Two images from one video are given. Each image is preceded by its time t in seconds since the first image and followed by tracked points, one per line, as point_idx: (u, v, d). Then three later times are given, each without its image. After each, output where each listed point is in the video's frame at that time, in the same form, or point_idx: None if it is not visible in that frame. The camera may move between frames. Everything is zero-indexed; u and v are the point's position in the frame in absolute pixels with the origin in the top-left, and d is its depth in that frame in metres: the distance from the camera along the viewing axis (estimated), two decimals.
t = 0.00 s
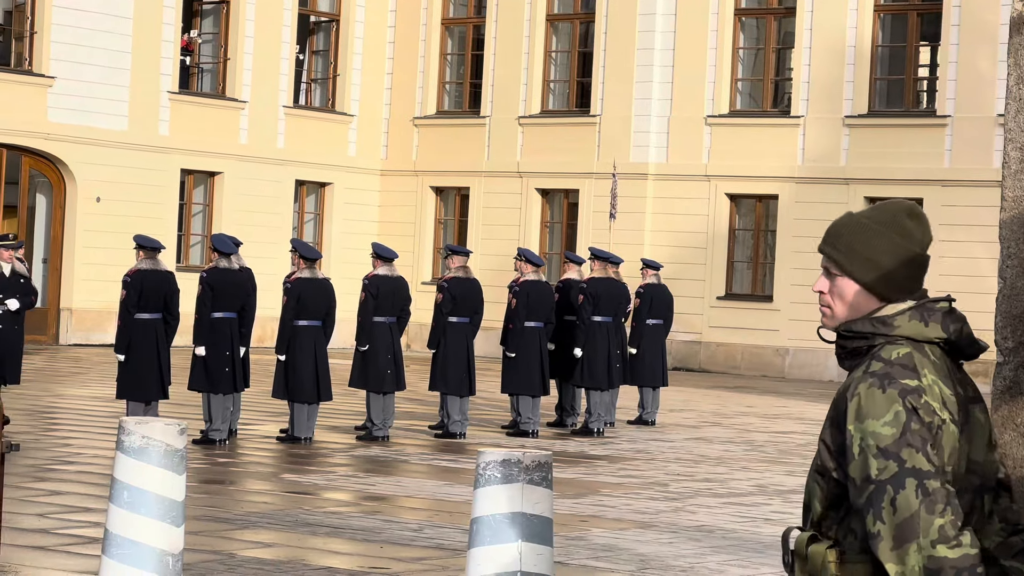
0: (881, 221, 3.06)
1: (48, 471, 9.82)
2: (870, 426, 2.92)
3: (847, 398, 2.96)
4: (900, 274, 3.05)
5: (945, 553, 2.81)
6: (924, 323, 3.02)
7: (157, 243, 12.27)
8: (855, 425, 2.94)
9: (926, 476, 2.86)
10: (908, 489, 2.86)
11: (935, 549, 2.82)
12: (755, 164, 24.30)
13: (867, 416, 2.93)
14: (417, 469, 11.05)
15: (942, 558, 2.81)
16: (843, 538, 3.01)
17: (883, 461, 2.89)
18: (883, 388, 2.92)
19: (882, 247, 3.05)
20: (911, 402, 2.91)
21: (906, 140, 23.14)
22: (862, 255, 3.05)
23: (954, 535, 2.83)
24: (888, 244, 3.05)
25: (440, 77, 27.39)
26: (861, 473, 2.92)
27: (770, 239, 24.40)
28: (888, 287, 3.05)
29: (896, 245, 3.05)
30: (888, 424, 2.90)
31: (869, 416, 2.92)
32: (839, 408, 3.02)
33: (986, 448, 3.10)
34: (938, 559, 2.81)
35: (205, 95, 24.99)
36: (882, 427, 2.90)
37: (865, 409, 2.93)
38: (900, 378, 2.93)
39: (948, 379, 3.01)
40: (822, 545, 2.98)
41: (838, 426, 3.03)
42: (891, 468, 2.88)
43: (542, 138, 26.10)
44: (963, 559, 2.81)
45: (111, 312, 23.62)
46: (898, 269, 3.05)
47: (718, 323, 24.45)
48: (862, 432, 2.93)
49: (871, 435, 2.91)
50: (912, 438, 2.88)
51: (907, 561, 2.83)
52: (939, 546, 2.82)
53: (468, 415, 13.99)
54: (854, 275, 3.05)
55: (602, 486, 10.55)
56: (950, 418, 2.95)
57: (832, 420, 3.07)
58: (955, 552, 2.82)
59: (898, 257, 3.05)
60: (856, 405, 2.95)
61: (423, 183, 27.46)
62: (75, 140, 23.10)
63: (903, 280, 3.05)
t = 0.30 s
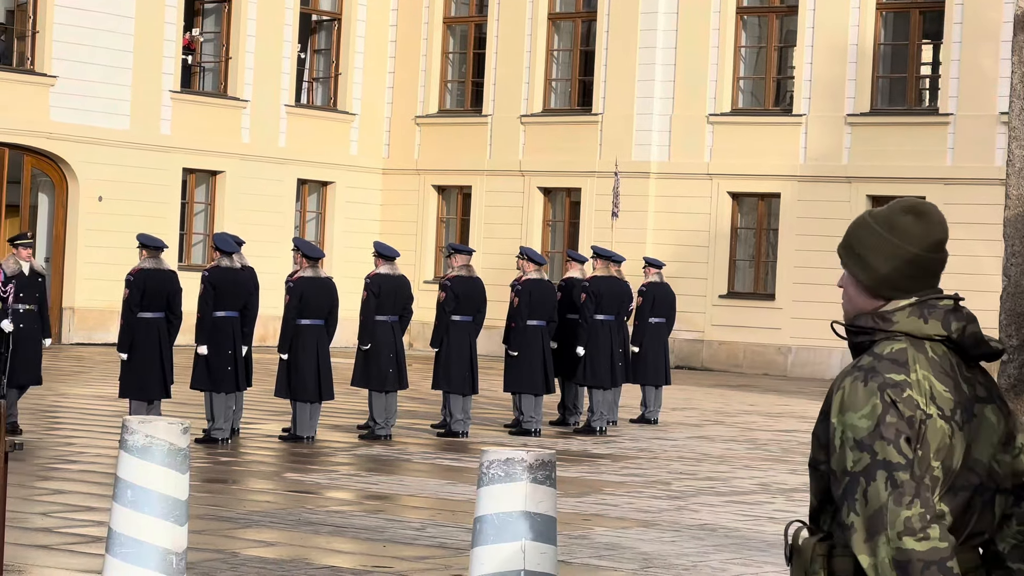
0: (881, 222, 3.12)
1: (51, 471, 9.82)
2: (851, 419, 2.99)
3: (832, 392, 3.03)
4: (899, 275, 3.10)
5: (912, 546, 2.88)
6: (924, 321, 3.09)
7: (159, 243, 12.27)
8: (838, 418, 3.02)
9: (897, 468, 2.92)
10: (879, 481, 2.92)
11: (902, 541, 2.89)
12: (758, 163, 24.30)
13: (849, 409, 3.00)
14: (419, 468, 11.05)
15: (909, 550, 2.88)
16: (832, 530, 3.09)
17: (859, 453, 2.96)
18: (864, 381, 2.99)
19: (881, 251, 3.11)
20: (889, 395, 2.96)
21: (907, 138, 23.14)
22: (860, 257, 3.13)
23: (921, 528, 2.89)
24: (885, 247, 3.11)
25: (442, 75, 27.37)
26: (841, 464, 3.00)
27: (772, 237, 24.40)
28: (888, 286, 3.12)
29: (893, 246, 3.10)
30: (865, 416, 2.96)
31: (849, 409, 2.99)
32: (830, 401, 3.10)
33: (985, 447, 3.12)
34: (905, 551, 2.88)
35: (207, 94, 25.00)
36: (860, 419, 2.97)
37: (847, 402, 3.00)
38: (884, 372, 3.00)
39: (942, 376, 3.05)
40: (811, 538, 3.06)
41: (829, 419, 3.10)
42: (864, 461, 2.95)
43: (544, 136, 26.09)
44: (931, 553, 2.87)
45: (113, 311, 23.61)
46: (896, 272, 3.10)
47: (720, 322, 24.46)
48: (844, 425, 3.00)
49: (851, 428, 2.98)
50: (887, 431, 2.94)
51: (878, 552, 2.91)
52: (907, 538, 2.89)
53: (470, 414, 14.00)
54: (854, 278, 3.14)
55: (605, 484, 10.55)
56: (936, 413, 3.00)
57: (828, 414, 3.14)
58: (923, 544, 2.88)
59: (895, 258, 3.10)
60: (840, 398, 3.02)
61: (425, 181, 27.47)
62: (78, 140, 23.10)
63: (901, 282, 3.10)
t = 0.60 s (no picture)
0: (882, 221, 3.13)
1: (52, 470, 9.82)
2: (850, 412, 2.98)
3: (833, 386, 3.03)
4: (899, 273, 3.10)
5: (910, 537, 2.87)
6: (927, 317, 3.08)
7: (161, 243, 12.28)
8: (838, 412, 3.01)
9: (896, 459, 2.91)
10: (878, 473, 2.92)
11: (901, 533, 2.88)
12: (760, 161, 24.28)
13: (849, 403, 2.99)
14: (419, 467, 11.05)
15: (908, 542, 2.87)
16: (834, 524, 3.09)
17: (859, 446, 2.96)
18: (865, 374, 2.98)
19: (885, 250, 3.11)
20: (890, 387, 2.96)
21: (908, 137, 23.14)
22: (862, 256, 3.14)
23: (920, 520, 2.88)
24: (884, 245, 3.12)
25: (442, 75, 27.34)
26: (842, 457, 2.99)
27: (774, 236, 24.40)
28: (889, 284, 3.11)
29: (892, 244, 3.10)
30: (865, 409, 2.96)
31: (850, 403, 2.98)
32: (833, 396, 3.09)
33: (993, 444, 3.10)
34: (904, 542, 2.87)
35: (208, 94, 25.01)
36: (859, 412, 2.97)
37: (848, 396, 2.99)
38: (885, 365, 2.99)
39: (945, 370, 3.04)
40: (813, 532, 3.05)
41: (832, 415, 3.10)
42: (864, 453, 2.95)
43: (545, 135, 26.08)
44: (931, 544, 2.86)
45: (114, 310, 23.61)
46: (896, 269, 3.10)
47: (721, 321, 24.46)
48: (844, 418, 3.00)
49: (851, 420, 2.98)
50: (886, 422, 2.93)
51: (878, 545, 2.91)
52: (905, 529, 2.88)
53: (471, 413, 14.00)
54: (859, 276, 3.15)
55: (606, 483, 10.54)
56: (937, 407, 2.99)
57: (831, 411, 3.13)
58: (921, 536, 2.87)
59: (894, 255, 3.10)
60: (841, 392, 3.01)
61: (426, 180, 27.46)
62: (79, 140, 23.12)
63: (901, 279, 3.09)
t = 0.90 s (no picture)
0: (910, 220, 3.08)
1: (54, 470, 9.83)
2: (857, 420, 2.95)
3: (843, 390, 2.99)
4: (924, 275, 3.07)
5: (904, 552, 2.85)
6: (945, 323, 3.04)
7: (164, 242, 12.32)
8: (846, 418, 2.98)
9: (897, 473, 2.88)
10: (879, 485, 2.89)
11: (895, 547, 2.86)
12: (762, 161, 24.28)
13: (857, 409, 2.96)
14: (422, 467, 11.05)
15: (902, 556, 2.85)
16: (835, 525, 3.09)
17: (861, 455, 2.93)
18: (875, 382, 2.94)
19: (912, 251, 3.07)
20: (898, 398, 2.92)
21: (910, 137, 23.13)
22: (888, 251, 3.10)
23: (916, 535, 2.86)
24: (910, 244, 3.07)
25: (444, 75, 27.35)
26: (845, 464, 2.97)
27: (776, 236, 24.38)
28: (911, 285, 3.08)
29: (920, 244, 3.07)
30: (871, 418, 2.93)
31: (857, 410, 2.95)
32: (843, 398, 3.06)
33: (1000, 454, 3.06)
34: (898, 556, 2.86)
35: (211, 95, 25.02)
36: (866, 421, 2.93)
37: (856, 402, 2.96)
38: (895, 374, 2.95)
39: (957, 380, 3.00)
40: (814, 533, 3.06)
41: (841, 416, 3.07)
42: (866, 463, 2.92)
43: (547, 135, 26.08)
44: (926, 560, 2.84)
45: (117, 311, 23.60)
46: (921, 271, 3.07)
47: (723, 321, 24.46)
48: (851, 425, 2.96)
49: (857, 428, 2.94)
50: (891, 434, 2.90)
51: (873, 555, 2.89)
52: (901, 544, 2.86)
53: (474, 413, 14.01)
54: (882, 274, 3.11)
55: (608, 483, 10.55)
56: (945, 419, 2.95)
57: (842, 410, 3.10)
58: (916, 552, 2.85)
59: (920, 257, 3.07)
60: (851, 398, 2.97)
61: (429, 181, 27.46)
62: (82, 140, 23.13)
63: (925, 281, 3.06)
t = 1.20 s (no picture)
0: (925, 223, 2.74)
1: (56, 471, 9.85)
2: (887, 437, 2.61)
3: (866, 405, 2.66)
4: (941, 283, 2.74)
5: None
6: (962, 331, 2.74)
7: (166, 243, 12.35)
8: (870, 435, 2.65)
9: (937, 493, 2.56)
10: (918, 506, 2.57)
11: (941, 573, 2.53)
12: (763, 161, 24.28)
13: (884, 426, 2.62)
14: (424, 468, 11.06)
15: None
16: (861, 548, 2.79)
17: (895, 475, 2.59)
18: (902, 397, 2.62)
19: (929, 257, 2.73)
20: (930, 413, 2.60)
21: (912, 137, 23.12)
22: (901, 258, 2.76)
23: (962, 557, 2.53)
24: (927, 252, 2.74)
25: (447, 75, 27.35)
26: (876, 484, 2.64)
27: (778, 236, 24.39)
28: (926, 293, 2.75)
29: (937, 251, 2.73)
30: (903, 436, 2.59)
31: (886, 426, 2.62)
32: (863, 412, 2.73)
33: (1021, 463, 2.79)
34: None
35: (213, 94, 25.03)
36: (896, 439, 2.60)
37: (883, 418, 2.63)
38: (923, 387, 2.63)
39: (980, 390, 2.70)
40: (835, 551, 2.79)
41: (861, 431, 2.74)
42: (902, 483, 2.58)
43: (549, 135, 26.09)
44: None
45: (120, 312, 23.63)
46: (938, 278, 2.74)
47: (725, 320, 24.46)
48: (879, 442, 2.63)
49: (887, 446, 2.61)
50: (927, 452, 2.58)
51: None
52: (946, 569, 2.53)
53: (476, 413, 14.02)
54: (890, 276, 2.78)
55: (610, 484, 10.55)
56: (973, 432, 2.66)
57: (858, 424, 2.78)
58: None
59: (936, 265, 2.74)
60: (876, 414, 2.64)
61: (431, 181, 27.46)
62: (85, 140, 23.16)
63: (943, 289, 2.74)
